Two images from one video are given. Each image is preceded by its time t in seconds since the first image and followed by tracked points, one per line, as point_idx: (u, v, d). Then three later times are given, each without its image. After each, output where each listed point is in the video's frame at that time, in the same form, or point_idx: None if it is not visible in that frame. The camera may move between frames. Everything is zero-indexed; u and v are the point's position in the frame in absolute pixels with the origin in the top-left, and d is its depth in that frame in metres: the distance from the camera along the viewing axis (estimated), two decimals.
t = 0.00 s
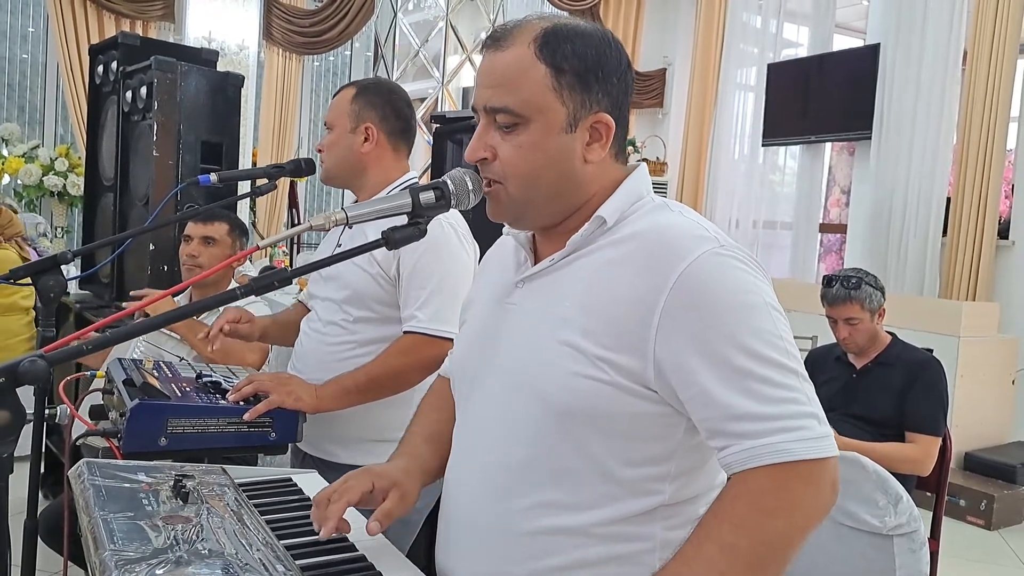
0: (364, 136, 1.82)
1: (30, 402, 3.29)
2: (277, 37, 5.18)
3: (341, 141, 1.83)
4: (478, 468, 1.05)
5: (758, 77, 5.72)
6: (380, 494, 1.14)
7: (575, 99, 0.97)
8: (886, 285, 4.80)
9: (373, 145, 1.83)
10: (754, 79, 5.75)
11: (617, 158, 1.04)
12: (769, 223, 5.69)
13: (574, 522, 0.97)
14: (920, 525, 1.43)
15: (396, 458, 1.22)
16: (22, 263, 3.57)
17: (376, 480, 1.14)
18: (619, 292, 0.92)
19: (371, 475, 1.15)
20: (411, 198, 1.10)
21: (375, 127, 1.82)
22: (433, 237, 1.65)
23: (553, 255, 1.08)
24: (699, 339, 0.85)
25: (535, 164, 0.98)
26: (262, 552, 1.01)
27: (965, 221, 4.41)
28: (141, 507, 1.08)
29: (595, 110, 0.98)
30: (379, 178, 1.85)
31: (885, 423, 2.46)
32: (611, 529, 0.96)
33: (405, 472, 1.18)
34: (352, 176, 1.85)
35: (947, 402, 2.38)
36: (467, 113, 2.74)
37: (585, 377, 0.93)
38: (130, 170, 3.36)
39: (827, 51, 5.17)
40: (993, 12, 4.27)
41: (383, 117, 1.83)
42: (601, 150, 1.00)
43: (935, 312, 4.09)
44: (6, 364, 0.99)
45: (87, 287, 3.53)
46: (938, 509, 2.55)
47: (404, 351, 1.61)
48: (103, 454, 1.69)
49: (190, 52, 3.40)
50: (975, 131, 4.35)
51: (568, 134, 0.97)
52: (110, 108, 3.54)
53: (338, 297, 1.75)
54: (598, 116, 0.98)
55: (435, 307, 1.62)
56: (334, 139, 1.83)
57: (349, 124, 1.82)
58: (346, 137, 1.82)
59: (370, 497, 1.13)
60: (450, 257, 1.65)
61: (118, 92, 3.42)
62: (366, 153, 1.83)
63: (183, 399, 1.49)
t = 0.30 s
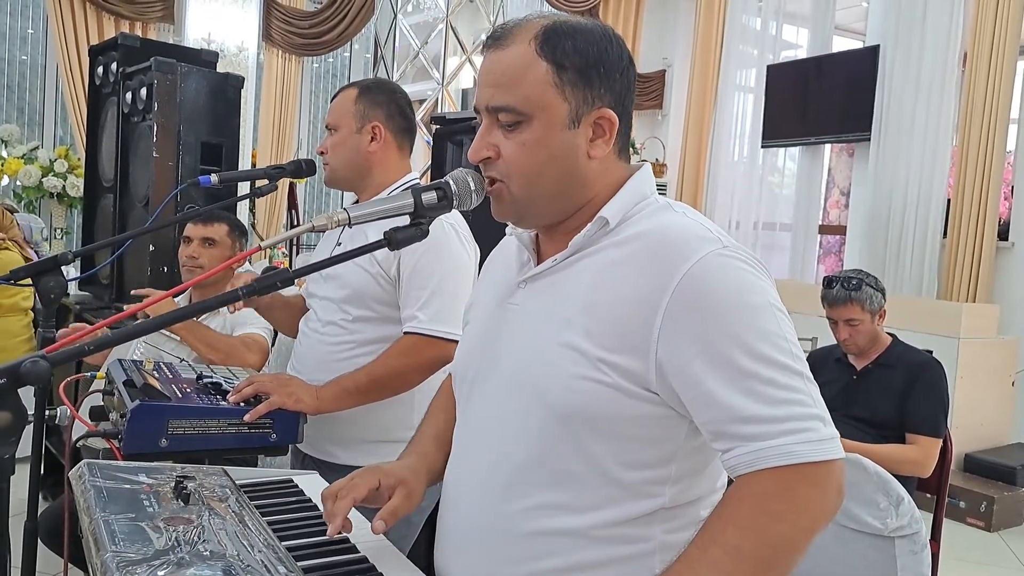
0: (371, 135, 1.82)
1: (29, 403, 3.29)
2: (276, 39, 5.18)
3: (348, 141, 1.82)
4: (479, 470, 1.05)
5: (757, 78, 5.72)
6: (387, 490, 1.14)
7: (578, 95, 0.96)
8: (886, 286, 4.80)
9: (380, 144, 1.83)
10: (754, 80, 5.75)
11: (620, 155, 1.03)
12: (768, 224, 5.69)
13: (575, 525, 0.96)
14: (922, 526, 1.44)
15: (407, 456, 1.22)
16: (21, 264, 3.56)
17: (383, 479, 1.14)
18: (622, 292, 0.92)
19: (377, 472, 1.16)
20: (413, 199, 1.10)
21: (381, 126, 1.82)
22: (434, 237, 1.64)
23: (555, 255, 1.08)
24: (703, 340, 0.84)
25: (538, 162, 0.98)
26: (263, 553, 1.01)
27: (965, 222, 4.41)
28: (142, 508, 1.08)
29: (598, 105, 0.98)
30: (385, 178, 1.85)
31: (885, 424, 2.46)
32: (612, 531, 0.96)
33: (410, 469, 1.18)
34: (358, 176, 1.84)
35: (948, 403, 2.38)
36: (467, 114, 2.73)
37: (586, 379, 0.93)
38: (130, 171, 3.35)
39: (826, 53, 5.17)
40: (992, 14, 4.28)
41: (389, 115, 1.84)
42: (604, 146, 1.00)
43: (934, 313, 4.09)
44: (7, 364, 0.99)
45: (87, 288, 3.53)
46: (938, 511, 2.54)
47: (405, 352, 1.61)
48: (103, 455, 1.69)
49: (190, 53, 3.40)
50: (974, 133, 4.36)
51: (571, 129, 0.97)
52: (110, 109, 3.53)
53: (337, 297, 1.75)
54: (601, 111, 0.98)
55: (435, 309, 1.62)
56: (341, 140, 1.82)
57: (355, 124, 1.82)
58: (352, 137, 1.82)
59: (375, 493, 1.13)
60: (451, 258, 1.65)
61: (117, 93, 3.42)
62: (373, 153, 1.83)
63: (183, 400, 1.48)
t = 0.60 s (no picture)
0: (370, 140, 1.82)
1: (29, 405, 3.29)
2: (275, 41, 5.19)
3: (347, 146, 1.82)
4: (477, 472, 1.05)
5: (757, 81, 5.72)
6: (407, 505, 1.19)
7: (576, 92, 0.97)
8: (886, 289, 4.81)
9: (379, 149, 1.83)
10: (753, 83, 5.75)
11: (618, 155, 1.03)
12: (767, 227, 5.70)
13: (573, 528, 0.96)
14: (922, 529, 1.44)
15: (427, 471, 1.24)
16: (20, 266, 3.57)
17: (405, 494, 1.19)
18: (620, 295, 0.92)
19: (399, 487, 1.21)
20: (413, 201, 1.10)
21: (381, 131, 1.82)
22: (432, 239, 1.64)
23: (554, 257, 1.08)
24: (701, 341, 0.84)
25: (537, 161, 0.97)
26: (262, 555, 1.00)
27: (965, 224, 4.41)
28: (141, 510, 1.08)
29: (597, 101, 0.98)
30: (382, 181, 1.85)
31: (884, 427, 2.46)
32: (611, 534, 0.95)
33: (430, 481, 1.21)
34: (357, 179, 1.85)
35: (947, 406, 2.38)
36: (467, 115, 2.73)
37: (583, 383, 0.93)
38: (129, 173, 3.35)
39: (825, 55, 5.17)
40: (991, 18, 4.29)
41: (388, 119, 1.83)
42: (604, 143, 1.00)
43: (933, 315, 4.09)
44: (7, 366, 0.99)
45: (87, 290, 3.53)
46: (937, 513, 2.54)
47: (404, 352, 1.60)
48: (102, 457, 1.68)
49: (190, 55, 3.40)
50: (973, 136, 4.37)
51: (570, 127, 0.97)
52: (109, 111, 3.53)
53: (335, 297, 1.75)
54: (601, 108, 0.98)
55: (433, 309, 1.62)
56: (340, 144, 1.82)
57: (355, 129, 1.82)
58: (352, 141, 1.82)
59: (395, 507, 1.18)
60: (450, 259, 1.65)
61: (117, 94, 3.42)
62: (372, 157, 1.83)
63: (182, 401, 1.48)
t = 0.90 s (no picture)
0: (364, 142, 1.82)
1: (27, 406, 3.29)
2: (274, 43, 5.18)
3: (342, 147, 1.82)
4: (472, 473, 1.05)
5: (756, 83, 5.72)
6: (410, 518, 1.18)
7: (571, 91, 0.97)
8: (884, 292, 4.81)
9: (373, 151, 1.83)
10: (752, 85, 5.75)
11: (613, 156, 1.04)
12: (765, 229, 5.71)
13: (567, 530, 0.96)
14: (918, 531, 1.45)
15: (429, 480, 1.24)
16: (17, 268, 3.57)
17: (407, 505, 1.18)
18: (614, 298, 0.92)
19: (403, 499, 1.19)
20: (409, 203, 1.11)
21: (375, 133, 1.83)
22: (425, 241, 1.64)
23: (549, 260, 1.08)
24: (692, 345, 0.84)
25: (532, 161, 0.97)
26: (258, 557, 1.00)
27: (963, 226, 4.42)
28: (137, 512, 1.07)
29: (592, 102, 0.98)
30: (377, 183, 1.85)
31: (882, 429, 2.46)
32: (605, 535, 0.95)
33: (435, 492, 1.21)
34: (352, 181, 1.85)
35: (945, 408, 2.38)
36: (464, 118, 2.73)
37: (576, 386, 0.93)
38: (127, 175, 3.35)
39: (824, 58, 5.18)
40: (990, 20, 4.30)
41: (383, 121, 1.84)
42: (599, 143, 1.00)
43: (931, 318, 4.10)
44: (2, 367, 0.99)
45: (85, 291, 3.53)
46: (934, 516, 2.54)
47: (399, 353, 1.60)
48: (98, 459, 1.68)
49: (188, 57, 3.40)
50: (971, 140, 4.38)
51: (565, 127, 0.97)
52: (107, 112, 3.53)
53: (329, 299, 1.74)
54: (595, 108, 0.98)
55: (428, 309, 1.62)
56: (335, 145, 1.83)
57: (350, 130, 1.82)
58: (347, 143, 1.82)
59: (400, 520, 1.17)
60: (443, 260, 1.65)
61: (115, 96, 3.42)
62: (366, 159, 1.83)
63: (179, 403, 1.48)
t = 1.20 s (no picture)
0: (360, 143, 1.83)
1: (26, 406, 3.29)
2: (275, 43, 5.20)
3: (338, 148, 1.83)
4: (471, 475, 1.05)
5: (756, 85, 5.73)
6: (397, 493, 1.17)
7: (566, 94, 0.97)
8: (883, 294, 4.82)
9: (369, 152, 1.83)
10: (752, 86, 5.76)
11: (611, 159, 1.04)
12: (765, 230, 5.71)
13: (564, 532, 0.97)
14: (914, 533, 1.46)
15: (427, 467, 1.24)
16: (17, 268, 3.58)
17: (394, 480, 1.17)
18: (611, 301, 0.93)
19: (392, 475, 1.18)
20: (405, 205, 1.11)
21: (371, 133, 1.83)
22: (424, 242, 1.64)
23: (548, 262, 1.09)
24: (689, 349, 0.85)
25: (528, 164, 0.98)
26: (255, 558, 1.00)
27: (963, 228, 4.43)
28: (134, 512, 1.08)
29: (587, 104, 0.98)
30: (374, 184, 1.86)
31: (879, 431, 2.47)
32: (603, 538, 0.96)
33: (429, 475, 1.19)
34: (349, 182, 1.85)
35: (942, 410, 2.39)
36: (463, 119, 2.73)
37: (574, 389, 0.93)
38: (127, 176, 3.36)
39: (824, 59, 5.18)
40: (989, 21, 4.31)
41: (379, 122, 1.84)
42: (595, 145, 1.00)
43: (929, 319, 4.11)
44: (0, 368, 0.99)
45: (85, 292, 3.53)
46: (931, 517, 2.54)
47: (398, 354, 1.61)
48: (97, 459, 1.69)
49: (188, 58, 3.41)
50: (970, 142, 4.39)
51: (560, 130, 0.97)
52: (107, 113, 3.54)
53: (329, 300, 1.75)
54: (591, 111, 0.98)
55: (427, 311, 1.63)
56: (331, 147, 1.83)
57: (345, 132, 1.82)
58: (342, 145, 1.83)
59: (388, 495, 1.17)
60: (443, 262, 1.66)
61: (115, 97, 3.43)
62: (363, 160, 1.83)
63: (177, 404, 1.49)
